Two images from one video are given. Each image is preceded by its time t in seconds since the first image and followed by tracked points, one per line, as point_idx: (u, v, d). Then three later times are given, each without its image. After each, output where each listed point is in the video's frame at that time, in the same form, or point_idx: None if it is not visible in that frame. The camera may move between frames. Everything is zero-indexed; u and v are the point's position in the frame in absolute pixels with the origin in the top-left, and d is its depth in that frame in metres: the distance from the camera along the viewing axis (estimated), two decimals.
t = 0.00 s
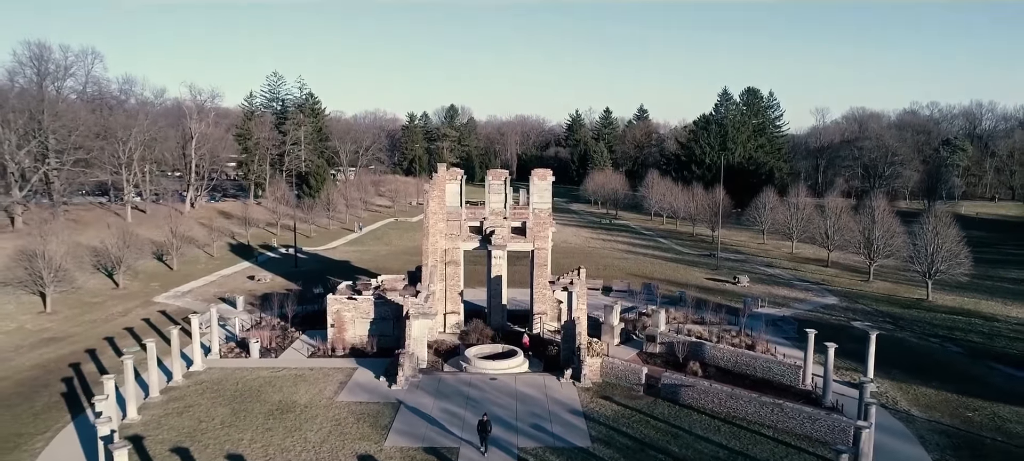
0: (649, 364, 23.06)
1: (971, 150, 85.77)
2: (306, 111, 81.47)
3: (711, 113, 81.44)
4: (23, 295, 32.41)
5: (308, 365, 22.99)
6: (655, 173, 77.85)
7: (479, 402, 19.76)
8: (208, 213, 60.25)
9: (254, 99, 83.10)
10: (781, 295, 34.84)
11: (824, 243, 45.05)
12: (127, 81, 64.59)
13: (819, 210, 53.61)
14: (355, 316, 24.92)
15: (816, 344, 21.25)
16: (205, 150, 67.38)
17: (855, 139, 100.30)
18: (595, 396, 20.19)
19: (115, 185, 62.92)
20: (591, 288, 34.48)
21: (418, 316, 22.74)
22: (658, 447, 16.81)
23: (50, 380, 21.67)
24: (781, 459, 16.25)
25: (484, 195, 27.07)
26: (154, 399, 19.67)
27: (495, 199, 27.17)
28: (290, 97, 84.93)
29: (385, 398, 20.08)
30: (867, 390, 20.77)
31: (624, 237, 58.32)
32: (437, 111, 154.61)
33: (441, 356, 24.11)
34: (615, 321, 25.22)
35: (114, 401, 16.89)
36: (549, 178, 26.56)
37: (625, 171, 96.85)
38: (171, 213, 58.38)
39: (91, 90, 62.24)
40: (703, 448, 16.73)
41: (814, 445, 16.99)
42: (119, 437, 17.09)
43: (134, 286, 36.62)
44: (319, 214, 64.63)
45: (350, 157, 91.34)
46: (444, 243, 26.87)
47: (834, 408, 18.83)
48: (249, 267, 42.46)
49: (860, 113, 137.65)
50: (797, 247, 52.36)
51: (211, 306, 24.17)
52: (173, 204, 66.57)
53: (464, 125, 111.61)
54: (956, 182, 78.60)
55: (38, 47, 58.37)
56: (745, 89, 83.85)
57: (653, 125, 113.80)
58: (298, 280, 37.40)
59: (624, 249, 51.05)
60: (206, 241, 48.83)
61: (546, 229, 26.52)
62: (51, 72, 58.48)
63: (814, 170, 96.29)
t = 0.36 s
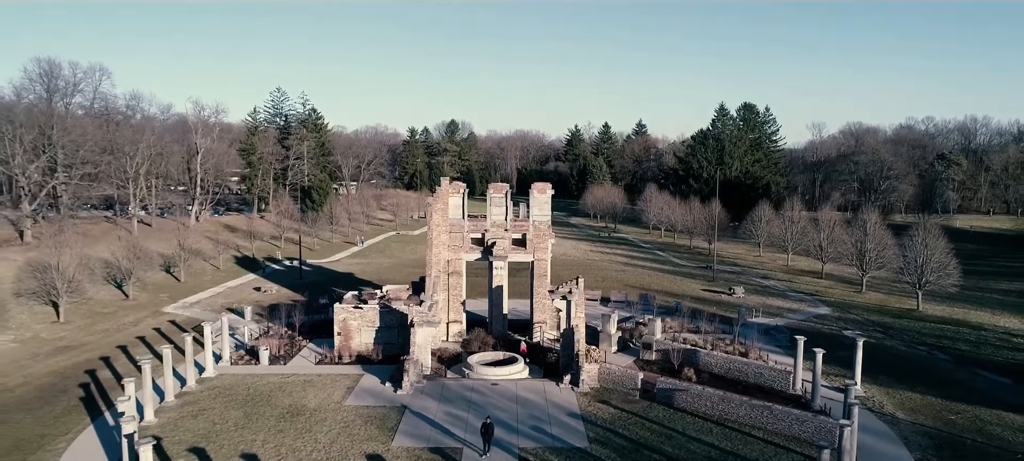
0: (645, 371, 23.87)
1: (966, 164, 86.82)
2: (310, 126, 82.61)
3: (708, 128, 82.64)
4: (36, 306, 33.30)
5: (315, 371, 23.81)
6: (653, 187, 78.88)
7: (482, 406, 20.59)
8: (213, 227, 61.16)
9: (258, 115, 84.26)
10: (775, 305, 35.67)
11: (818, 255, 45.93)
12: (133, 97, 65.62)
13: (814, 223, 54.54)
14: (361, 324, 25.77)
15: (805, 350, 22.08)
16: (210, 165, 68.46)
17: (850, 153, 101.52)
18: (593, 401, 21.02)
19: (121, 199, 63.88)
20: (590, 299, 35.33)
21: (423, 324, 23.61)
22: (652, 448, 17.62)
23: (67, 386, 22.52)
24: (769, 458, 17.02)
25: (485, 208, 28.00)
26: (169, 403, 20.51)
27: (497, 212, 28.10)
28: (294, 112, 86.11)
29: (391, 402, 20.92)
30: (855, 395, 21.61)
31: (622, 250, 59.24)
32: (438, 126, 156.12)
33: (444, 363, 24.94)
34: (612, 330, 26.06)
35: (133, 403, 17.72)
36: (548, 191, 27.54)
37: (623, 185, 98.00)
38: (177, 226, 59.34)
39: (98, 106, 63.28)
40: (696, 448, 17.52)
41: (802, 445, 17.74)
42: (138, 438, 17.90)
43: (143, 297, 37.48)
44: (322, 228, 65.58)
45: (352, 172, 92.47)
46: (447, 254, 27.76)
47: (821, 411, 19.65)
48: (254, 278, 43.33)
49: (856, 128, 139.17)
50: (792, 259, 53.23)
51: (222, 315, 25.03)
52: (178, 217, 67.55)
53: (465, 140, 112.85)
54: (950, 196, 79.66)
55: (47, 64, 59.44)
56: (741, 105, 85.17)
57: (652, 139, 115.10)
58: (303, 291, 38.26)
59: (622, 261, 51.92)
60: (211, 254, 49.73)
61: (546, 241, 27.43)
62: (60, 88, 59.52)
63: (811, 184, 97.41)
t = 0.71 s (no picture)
0: (641, 369, 24.98)
1: (960, 173, 88.04)
2: (313, 135, 83.85)
3: (705, 137, 84.04)
4: (53, 309, 34.40)
5: (326, 370, 24.91)
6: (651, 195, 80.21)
7: (485, 402, 21.74)
8: (219, 234, 62.32)
9: (262, 124, 85.50)
10: (768, 309, 36.82)
11: (811, 261, 47.08)
12: (141, 107, 66.90)
13: (808, 230, 55.69)
14: (369, 326, 26.90)
15: (792, 350, 23.19)
16: (216, 173, 69.72)
17: (846, 162, 102.86)
18: (590, 397, 22.16)
19: (129, 207, 65.06)
20: (589, 303, 36.47)
21: (428, 325, 24.75)
22: (645, 439, 18.76)
23: (90, 383, 23.63)
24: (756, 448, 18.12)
25: (488, 215, 29.16)
26: (188, 400, 21.67)
27: (498, 218, 29.24)
28: (297, 121, 87.33)
29: (399, 398, 22.08)
30: (839, 392, 22.73)
31: (620, 256, 60.41)
32: (438, 135, 157.66)
33: (448, 363, 26.07)
34: (609, 331, 27.17)
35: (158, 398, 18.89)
36: (548, 199, 28.74)
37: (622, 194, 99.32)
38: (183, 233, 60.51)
39: (107, 116, 64.55)
40: (688, 439, 18.62)
41: (787, 436, 18.85)
42: (162, 430, 19.06)
43: (154, 301, 38.59)
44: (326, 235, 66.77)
45: (354, 180, 93.77)
46: (450, 258, 28.91)
47: (806, 406, 20.78)
48: (262, 284, 44.50)
49: (852, 136, 140.66)
50: (786, 265, 54.39)
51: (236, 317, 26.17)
52: (184, 224, 68.75)
53: (465, 148, 114.19)
54: (944, 203, 80.80)
55: (58, 74, 60.73)
56: (738, 114, 86.57)
57: (650, 148, 116.53)
58: (310, 296, 39.39)
59: (620, 267, 53.12)
60: (219, 260, 50.92)
61: (546, 246, 28.57)
62: (71, 99, 60.82)
63: (807, 192, 98.67)
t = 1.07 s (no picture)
0: (636, 359, 26.27)
1: (953, 173, 89.35)
2: (317, 135, 84.98)
3: (702, 138, 85.40)
4: (71, 304, 35.73)
5: (337, 360, 26.22)
6: (649, 195, 81.51)
7: (488, 389, 23.07)
8: (226, 232, 63.61)
9: (267, 124, 86.60)
10: (760, 305, 38.17)
11: (803, 258, 48.40)
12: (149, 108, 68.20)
13: (802, 228, 57.00)
14: (377, 319, 28.21)
15: (780, 340, 24.48)
16: (221, 173, 71.03)
17: (842, 162, 104.17)
18: (588, 384, 23.48)
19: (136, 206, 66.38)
20: (587, 298, 37.80)
21: (434, 318, 26.07)
22: (639, 420, 20.09)
23: (114, 372, 24.94)
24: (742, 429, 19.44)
25: (491, 213, 30.46)
26: (209, 387, 22.98)
27: (501, 216, 30.54)
28: (301, 122, 88.38)
29: (407, 385, 23.42)
30: (823, 380, 24.06)
31: (619, 254, 61.72)
32: (439, 135, 158.92)
33: (452, 353, 27.38)
34: (607, 324, 28.46)
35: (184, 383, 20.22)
36: (548, 197, 30.03)
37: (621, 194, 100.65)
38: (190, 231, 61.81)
39: (115, 117, 66.03)
40: (678, 421, 19.94)
41: (771, 419, 20.18)
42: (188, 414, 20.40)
43: (167, 297, 39.88)
44: (330, 233, 68.08)
45: (357, 180, 95.11)
46: (455, 254, 30.21)
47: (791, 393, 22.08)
48: (270, 280, 45.83)
49: (849, 137, 141.97)
50: (780, 263, 55.72)
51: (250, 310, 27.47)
52: (190, 223, 70.07)
53: (466, 149, 115.46)
54: (937, 203, 82.09)
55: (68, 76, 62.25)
56: (734, 115, 87.94)
57: (649, 148, 117.94)
58: (318, 292, 40.73)
59: (618, 265, 54.47)
60: (227, 258, 52.25)
61: (546, 243, 29.87)
62: (80, 100, 62.15)
63: (804, 192, 100.01)
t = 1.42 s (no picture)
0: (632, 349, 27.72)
1: (947, 173, 90.85)
2: (321, 136, 86.38)
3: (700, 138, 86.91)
4: (90, 298, 37.19)
5: (348, 350, 27.70)
6: (647, 194, 83.03)
7: (492, 375, 24.56)
8: (233, 230, 65.05)
9: (271, 124, 87.94)
10: (752, 299, 39.66)
11: (796, 255, 49.85)
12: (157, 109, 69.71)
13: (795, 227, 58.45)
14: (386, 311, 29.66)
15: (767, 330, 25.92)
16: (228, 173, 72.50)
17: (838, 162, 105.69)
18: (586, 371, 24.95)
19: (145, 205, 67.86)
20: (586, 293, 39.27)
21: (440, 309, 27.53)
22: (633, 403, 21.56)
23: (139, 360, 26.44)
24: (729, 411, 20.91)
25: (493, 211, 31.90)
26: (230, 373, 24.47)
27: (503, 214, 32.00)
28: (305, 122, 89.72)
29: (416, 372, 24.92)
30: (808, 367, 25.54)
31: (617, 252, 63.23)
32: (440, 136, 160.30)
33: (457, 344, 28.84)
34: (604, 316, 29.91)
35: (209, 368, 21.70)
36: (548, 196, 31.44)
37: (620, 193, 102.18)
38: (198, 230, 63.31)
39: (125, 117, 67.52)
40: (669, 404, 21.42)
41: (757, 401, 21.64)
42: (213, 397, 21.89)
43: (181, 292, 41.35)
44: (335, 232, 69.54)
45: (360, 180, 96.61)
46: (459, 250, 31.66)
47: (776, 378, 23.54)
48: (279, 276, 47.31)
49: (846, 137, 143.48)
50: (774, 260, 57.21)
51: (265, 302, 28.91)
52: (197, 222, 71.53)
53: (466, 149, 116.96)
54: (930, 202, 83.60)
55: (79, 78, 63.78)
56: (731, 116, 89.44)
57: (647, 148, 119.47)
58: (326, 287, 42.23)
59: (616, 262, 55.97)
60: (236, 255, 53.74)
61: (547, 239, 31.31)
62: (91, 101, 63.69)
63: (800, 191, 101.54)
